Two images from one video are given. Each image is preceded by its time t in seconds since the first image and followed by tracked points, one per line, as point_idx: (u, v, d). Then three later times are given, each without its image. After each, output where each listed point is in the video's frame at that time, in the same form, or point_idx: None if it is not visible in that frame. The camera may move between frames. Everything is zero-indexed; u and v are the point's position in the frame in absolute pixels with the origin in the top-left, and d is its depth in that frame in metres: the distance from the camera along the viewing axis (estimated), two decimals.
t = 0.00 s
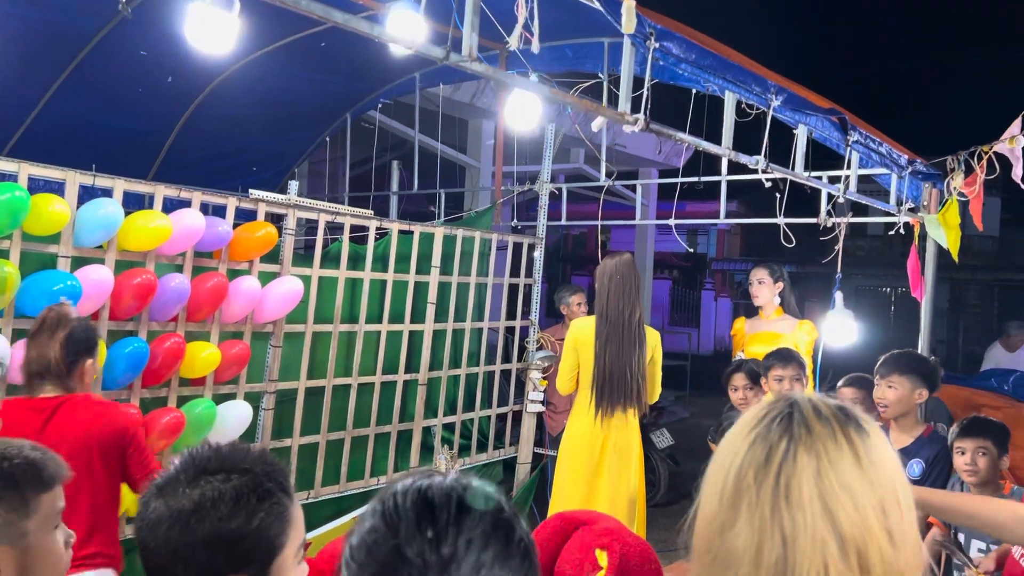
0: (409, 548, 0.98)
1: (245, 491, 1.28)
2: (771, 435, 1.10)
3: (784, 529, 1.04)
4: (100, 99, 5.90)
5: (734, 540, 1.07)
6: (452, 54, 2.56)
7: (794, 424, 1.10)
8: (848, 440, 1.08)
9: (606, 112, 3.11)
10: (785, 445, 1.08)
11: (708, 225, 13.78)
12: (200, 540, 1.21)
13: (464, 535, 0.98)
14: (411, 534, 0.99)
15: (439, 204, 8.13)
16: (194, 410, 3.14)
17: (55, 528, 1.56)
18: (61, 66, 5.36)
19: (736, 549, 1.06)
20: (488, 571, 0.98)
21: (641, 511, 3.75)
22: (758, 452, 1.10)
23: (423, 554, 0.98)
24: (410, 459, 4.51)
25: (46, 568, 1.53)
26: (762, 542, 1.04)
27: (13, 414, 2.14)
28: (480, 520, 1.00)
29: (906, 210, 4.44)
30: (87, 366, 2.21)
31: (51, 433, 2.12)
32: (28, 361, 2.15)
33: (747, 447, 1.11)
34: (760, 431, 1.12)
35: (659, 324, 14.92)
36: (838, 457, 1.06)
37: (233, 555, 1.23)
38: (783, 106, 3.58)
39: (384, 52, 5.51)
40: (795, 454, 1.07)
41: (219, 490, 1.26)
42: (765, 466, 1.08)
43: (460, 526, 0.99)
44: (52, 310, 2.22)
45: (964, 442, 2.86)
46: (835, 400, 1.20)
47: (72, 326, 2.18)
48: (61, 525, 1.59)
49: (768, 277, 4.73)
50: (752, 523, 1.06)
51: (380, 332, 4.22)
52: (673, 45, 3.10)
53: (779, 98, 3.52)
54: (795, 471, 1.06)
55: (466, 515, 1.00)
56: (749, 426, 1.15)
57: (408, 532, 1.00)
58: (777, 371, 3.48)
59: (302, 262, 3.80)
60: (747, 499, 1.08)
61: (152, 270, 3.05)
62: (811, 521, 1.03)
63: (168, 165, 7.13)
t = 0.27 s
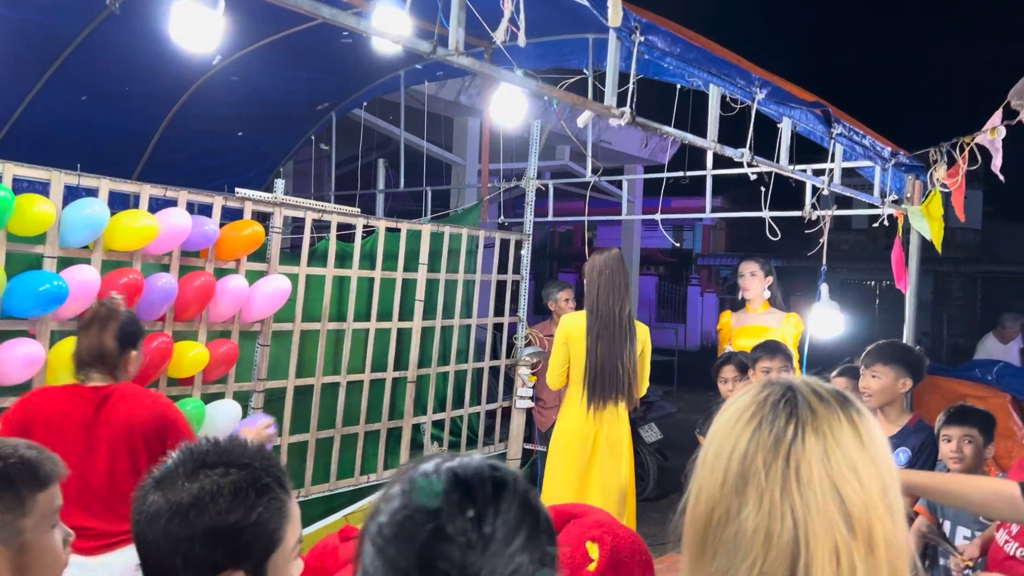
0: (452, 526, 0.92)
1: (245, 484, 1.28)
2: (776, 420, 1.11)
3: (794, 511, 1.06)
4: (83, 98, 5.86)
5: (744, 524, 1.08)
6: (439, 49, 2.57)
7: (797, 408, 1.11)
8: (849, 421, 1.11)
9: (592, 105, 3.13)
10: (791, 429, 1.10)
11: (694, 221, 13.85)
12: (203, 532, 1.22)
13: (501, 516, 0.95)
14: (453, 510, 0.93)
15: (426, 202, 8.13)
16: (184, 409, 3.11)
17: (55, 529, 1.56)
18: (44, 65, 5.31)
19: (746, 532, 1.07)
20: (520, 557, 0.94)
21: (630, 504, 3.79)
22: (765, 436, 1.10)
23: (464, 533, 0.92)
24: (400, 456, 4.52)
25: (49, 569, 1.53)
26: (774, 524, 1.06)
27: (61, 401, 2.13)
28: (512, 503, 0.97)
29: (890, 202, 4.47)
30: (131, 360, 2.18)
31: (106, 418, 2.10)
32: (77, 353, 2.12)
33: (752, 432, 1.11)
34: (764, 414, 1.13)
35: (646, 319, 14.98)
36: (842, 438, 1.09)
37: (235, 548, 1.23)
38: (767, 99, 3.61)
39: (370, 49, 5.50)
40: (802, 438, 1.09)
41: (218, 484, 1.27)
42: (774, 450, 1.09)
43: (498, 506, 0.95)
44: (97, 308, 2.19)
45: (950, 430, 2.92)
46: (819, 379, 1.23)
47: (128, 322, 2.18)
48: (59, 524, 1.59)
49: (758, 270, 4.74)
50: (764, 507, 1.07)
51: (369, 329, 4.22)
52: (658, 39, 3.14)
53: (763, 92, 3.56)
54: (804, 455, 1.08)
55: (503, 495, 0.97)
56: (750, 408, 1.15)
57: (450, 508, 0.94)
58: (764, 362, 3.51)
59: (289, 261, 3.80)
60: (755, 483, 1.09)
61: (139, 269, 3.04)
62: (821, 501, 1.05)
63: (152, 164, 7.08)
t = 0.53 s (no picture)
0: (462, 497, 0.99)
1: (220, 476, 1.28)
2: (733, 396, 1.12)
3: (744, 483, 1.06)
4: (54, 96, 5.77)
5: (695, 496, 1.08)
6: (415, 41, 2.58)
7: (755, 386, 1.12)
8: (806, 400, 1.11)
9: (568, 97, 3.15)
10: (746, 403, 1.11)
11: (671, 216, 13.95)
12: (175, 525, 1.22)
13: (505, 492, 1.02)
14: (464, 482, 1.01)
15: (403, 199, 8.11)
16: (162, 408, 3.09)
17: (41, 529, 1.54)
18: (13, 62, 5.23)
19: (696, 503, 1.08)
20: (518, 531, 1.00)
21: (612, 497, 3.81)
22: (720, 411, 1.12)
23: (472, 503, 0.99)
24: (380, 453, 4.52)
25: (33, 570, 1.50)
26: (723, 496, 1.06)
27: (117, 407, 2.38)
28: (519, 484, 1.05)
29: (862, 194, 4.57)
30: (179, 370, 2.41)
31: (169, 429, 2.40)
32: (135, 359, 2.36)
33: (710, 407, 1.13)
34: (724, 391, 1.14)
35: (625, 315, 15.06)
36: (795, 415, 1.09)
37: (208, 539, 1.22)
38: (741, 93, 3.66)
39: (346, 45, 5.49)
40: (754, 412, 1.09)
41: (192, 476, 1.27)
42: (727, 423, 1.10)
43: (503, 483, 1.03)
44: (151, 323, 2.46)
45: (922, 417, 2.98)
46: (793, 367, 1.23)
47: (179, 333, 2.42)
48: (45, 524, 1.56)
49: (739, 263, 4.79)
50: (713, 479, 1.07)
51: (347, 326, 4.21)
52: (634, 32, 3.16)
53: (737, 86, 3.60)
54: (755, 428, 1.08)
55: (508, 475, 1.05)
56: (714, 388, 1.16)
57: (461, 480, 1.01)
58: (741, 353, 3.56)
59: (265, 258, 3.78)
60: (707, 456, 1.09)
61: (114, 268, 3.01)
62: (769, 474, 1.05)
63: (126, 163, 6.99)
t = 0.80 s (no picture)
0: (430, 460, 1.14)
1: (182, 456, 1.30)
2: (694, 368, 1.19)
3: (706, 450, 1.13)
4: None
5: (660, 463, 1.15)
6: (370, 27, 2.58)
7: (715, 358, 1.19)
8: (763, 371, 1.18)
9: (524, 86, 3.17)
10: (706, 375, 1.18)
11: (626, 212, 14.09)
12: (137, 506, 1.23)
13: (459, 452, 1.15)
14: (431, 447, 1.15)
15: (359, 195, 8.04)
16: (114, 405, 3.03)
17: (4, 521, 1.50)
18: None
19: (662, 468, 1.15)
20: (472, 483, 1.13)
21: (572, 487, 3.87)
22: (684, 382, 1.19)
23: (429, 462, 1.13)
24: (339, 449, 4.50)
25: None
26: (686, 461, 1.13)
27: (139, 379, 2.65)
28: (481, 452, 1.19)
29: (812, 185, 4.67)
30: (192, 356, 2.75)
31: (174, 406, 2.62)
32: (160, 336, 2.67)
33: (673, 379, 1.20)
34: (685, 363, 1.21)
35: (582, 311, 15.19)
36: (753, 385, 1.16)
37: (170, 519, 1.24)
38: (693, 84, 3.79)
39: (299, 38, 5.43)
40: (716, 383, 1.17)
41: (153, 457, 1.27)
42: (688, 393, 1.17)
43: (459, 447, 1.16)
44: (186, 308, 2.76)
45: (870, 400, 3.06)
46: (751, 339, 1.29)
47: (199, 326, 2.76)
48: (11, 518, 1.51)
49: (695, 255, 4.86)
50: (677, 446, 1.14)
51: (303, 321, 4.19)
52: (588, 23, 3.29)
53: (689, 76, 3.73)
54: (716, 398, 1.15)
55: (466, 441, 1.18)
56: (676, 360, 1.23)
57: (428, 446, 1.15)
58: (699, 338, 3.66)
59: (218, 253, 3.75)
60: (671, 425, 1.16)
61: (62, 262, 2.94)
62: (729, 441, 1.12)
63: (72, 159, 6.78)
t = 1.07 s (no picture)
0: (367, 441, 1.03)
1: (159, 444, 1.30)
2: (658, 347, 1.11)
3: (671, 429, 1.04)
4: None
5: (625, 445, 1.06)
6: (334, 19, 2.57)
7: (680, 337, 1.11)
8: (727, 350, 1.10)
9: (489, 78, 3.18)
10: (672, 352, 1.09)
11: (592, 205, 14.19)
12: (112, 493, 1.24)
13: (397, 429, 1.05)
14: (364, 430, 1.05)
15: (324, 189, 7.98)
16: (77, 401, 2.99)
17: None
18: None
19: (627, 451, 1.05)
20: (423, 459, 1.04)
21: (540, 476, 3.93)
22: (646, 360, 1.10)
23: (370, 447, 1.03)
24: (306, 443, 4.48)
25: None
26: (650, 441, 1.04)
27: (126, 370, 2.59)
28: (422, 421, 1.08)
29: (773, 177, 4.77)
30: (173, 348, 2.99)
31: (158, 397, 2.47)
32: (148, 333, 2.88)
33: (637, 359, 1.11)
34: (650, 342, 1.12)
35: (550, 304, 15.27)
36: (717, 362, 1.07)
37: (147, 506, 1.25)
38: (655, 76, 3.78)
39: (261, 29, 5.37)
40: (680, 360, 1.08)
41: (130, 444, 1.28)
42: (653, 372, 1.08)
43: (391, 422, 1.06)
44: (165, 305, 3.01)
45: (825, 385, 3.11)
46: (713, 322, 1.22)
47: (182, 320, 3.02)
48: None
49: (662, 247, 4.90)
50: (641, 425, 1.05)
51: (269, 315, 4.16)
52: (551, 15, 3.23)
53: (652, 69, 3.72)
54: (681, 375, 1.07)
55: (398, 415, 1.07)
56: (639, 342, 1.14)
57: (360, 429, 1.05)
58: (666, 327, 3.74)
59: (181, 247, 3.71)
60: (636, 405, 1.07)
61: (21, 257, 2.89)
62: (695, 418, 1.03)
63: (29, 154, 6.66)
